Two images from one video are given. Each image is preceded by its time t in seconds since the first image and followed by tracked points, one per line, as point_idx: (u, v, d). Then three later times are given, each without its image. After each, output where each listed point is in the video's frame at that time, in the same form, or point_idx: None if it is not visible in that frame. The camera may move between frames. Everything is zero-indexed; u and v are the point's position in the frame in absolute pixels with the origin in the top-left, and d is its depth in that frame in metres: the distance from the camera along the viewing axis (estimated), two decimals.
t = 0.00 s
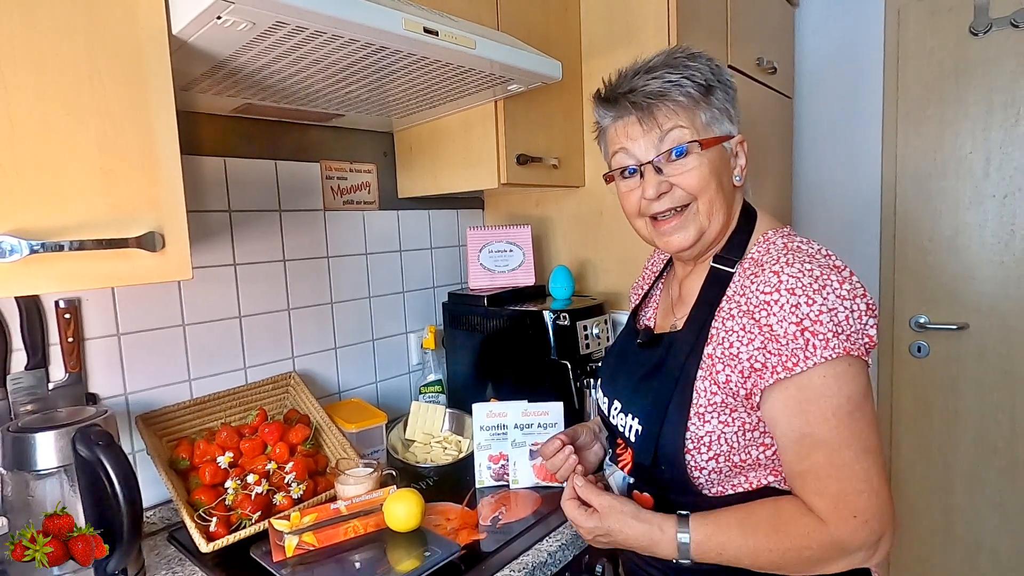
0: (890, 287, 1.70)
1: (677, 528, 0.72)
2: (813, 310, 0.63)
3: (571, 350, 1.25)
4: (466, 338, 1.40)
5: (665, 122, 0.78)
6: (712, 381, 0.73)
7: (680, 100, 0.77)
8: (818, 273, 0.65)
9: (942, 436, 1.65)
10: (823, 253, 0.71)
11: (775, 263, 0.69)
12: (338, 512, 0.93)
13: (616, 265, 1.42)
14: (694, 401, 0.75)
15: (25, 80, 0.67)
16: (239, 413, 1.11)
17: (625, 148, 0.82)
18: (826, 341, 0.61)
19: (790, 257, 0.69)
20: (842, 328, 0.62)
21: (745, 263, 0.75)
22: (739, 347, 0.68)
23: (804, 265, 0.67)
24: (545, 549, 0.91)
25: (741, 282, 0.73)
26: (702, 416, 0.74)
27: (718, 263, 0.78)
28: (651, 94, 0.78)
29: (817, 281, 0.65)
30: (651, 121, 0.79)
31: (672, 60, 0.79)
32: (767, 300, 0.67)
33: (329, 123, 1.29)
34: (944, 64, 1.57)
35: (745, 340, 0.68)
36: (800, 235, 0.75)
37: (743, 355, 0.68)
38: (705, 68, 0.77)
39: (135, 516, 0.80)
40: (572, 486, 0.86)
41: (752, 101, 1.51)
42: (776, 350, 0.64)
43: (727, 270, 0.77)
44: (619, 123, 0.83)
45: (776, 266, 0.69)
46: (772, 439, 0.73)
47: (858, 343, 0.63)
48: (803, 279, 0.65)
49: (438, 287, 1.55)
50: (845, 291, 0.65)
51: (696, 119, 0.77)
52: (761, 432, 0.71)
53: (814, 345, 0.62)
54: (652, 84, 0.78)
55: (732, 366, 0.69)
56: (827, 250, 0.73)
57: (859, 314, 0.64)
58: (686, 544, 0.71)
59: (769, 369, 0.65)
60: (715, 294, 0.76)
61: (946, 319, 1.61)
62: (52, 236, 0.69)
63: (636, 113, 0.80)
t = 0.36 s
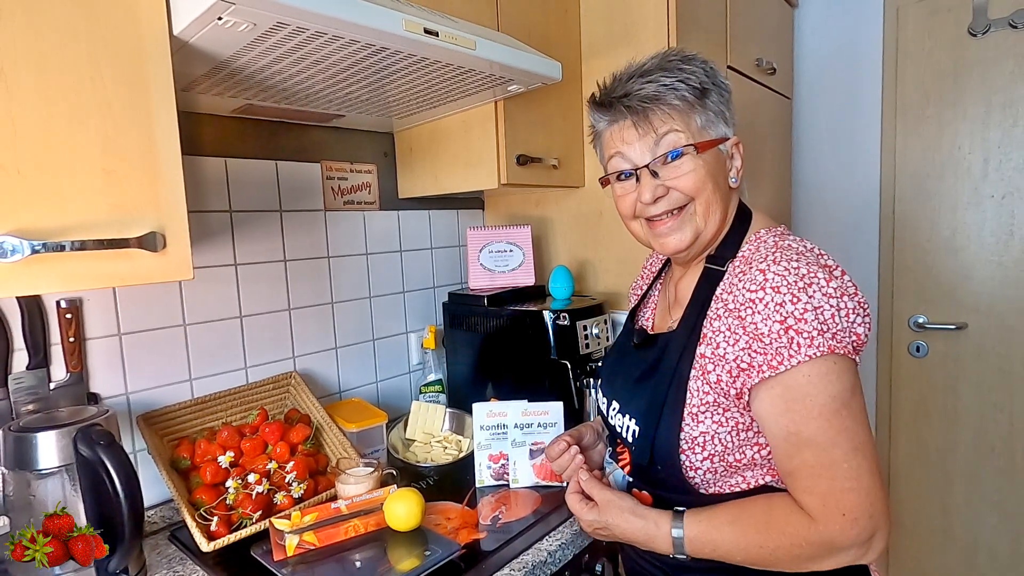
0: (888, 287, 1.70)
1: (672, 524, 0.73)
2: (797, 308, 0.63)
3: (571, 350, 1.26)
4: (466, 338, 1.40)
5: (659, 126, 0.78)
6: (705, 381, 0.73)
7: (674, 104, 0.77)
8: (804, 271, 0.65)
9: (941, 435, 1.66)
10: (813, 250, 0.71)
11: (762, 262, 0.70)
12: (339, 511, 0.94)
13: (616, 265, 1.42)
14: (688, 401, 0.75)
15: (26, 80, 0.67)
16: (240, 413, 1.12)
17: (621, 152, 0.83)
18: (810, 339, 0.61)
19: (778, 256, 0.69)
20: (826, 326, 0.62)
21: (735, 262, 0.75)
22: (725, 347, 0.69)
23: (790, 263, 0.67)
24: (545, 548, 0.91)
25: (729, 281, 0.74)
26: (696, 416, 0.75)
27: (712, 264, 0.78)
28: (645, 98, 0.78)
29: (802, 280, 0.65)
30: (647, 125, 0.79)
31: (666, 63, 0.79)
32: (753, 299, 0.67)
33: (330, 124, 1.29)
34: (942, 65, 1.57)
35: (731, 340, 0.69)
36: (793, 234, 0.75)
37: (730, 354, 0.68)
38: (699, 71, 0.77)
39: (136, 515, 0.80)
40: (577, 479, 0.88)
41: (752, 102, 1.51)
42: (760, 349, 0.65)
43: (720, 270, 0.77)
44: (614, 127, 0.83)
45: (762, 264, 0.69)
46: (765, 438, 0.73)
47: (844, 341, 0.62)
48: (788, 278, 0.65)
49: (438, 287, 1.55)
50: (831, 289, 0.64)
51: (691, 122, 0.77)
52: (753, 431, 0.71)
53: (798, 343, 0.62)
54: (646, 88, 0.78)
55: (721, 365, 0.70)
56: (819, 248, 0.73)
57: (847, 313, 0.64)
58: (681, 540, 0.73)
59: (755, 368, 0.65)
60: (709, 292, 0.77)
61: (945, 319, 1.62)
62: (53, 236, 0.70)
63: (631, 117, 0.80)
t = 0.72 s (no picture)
0: (887, 287, 1.70)
1: (672, 521, 0.74)
2: (801, 308, 0.63)
3: (571, 350, 1.26)
4: (467, 338, 1.40)
5: (659, 128, 0.78)
6: (706, 380, 0.73)
7: (673, 106, 0.77)
8: (807, 272, 0.66)
9: (940, 434, 1.66)
10: (814, 251, 0.71)
11: (765, 263, 0.70)
12: (339, 510, 0.94)
13: (615, 265, 1.43)
14: (689, 400, 0.76)
15: (27, 80, 0.67)
16: (241, 413, 1.12)
17: (621, 154, 0.83)
18: (813, 339, 0.62)
19: (780, 256, 0.69)
20: (830, 326, 0.62)
21: (737, 263, 0.76)
22: (729, 347, 0.69)
23: (793, 264, 0.67)
24: (545, 547, 0.91)
25: (732, 281, 0.74)
26: (697, 416, 0.75)
27: (712, 263, 0.79)
28: (645, 100, 0.78)
29: (805, 280, 0.65)
30: (646, 127, 0.79)
31: (666, 64, 0.79)
32: (756, 300, 0.67)
33: (330, 124, 1.30)
34: (940, 66, 1.58)
35: (734, 340, 0.69)
36: (794, 234, 0.75)
37: (733, 354, 0.69)
38: (699, 72, 0.77)
39: (137, 514, 0.80)
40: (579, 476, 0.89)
41: (751, 102, 1.52)
42: (764, 349, 0.65)
43: (720, 270, 0.78)
44: (615, 129, 0.83)
45: (766, 265, 0.69)
46: (766, 437, 0.73)
47: (847, 340, 0.62)
48: (791, 278, 0.65)
49: (439, 287, 1.55)
50: (834, 289, 0.64)
51: (690, 123, 0.78)
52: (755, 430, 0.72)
53: (802, 344, 0.62)
54: (646, 89, 0.78)
55: (723, 365, 0.70)
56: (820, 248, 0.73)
57: (851, 313, 0.64)
58: (681, 538, 0.73)
59: (759, 368, 0.65)
60: (709, 292, 0.77)
61: (943, 318, 1.62)
62: (54, 236, 0.70)
63: (631, 119, 0.80)
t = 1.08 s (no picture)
0: (886, 287, 1.71)
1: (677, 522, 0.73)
2: (805, 304, 0.64)
3: (571, 349, 1.26)
4: (466, 337, 1.41)
5: (663, 124, 0.79)
6: (707, 376, 0.74)
7: (679, 103, 0.78)
8: (810, 268, 0.66)
9: (939, 434, 1.66)
10: (815, 248, 0.72)
11: (768, 259, 0.70)
12: (339, 510, 0.94)
13: (615, 265, 1.43)
14: (689, 396, 0.76)
15: (28, 81, 0.67)
16: (241, 412, 1.12)
17: (624, 149, 0.83)
18: (818, 334, 0.62)
19: (783, 253, 0.70)
20: (834, 322, 0.62)
21: (739, 260, 0.76)
22: (732, 342, 0.69)
23: (796, 260, 0.67)
24: (545, 547, 0.91)
25: (735, 278, 0.74)
26: (697, 411, 0.75)
27: (713, 261, 0.79)
28: (651, 95, 0.79)
29: (808, 277, 0.65)
30: (650, 123, 0.80)
31: (676, 61, 0.79)
32: (760, 295, 0.67)
33: (331, 125, 1.30)
34: (939, 66, 1.58)
35: (738, 335, 0.69)
36: (795, 232, 0.76)
37: (737, 349, 0.68)
38: (708, 71, 0.77)
39: (138, 514, 0.80)
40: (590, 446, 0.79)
41: (750, 103, 1.52)
42: (768, 344, 0.65)
43: (721, 267, 0.78)
44: (620, 124, 0.84)
45: (768, 261, 0.69)
46: (765, 433, 0.73)
47: (850, 336, 0.63)
48: (795, 274, 0.66)
49: (439, 287, 1.56)
50: (837, 285, 0.65)
51: (694, 122, 0.78)
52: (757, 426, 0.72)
53: (807, 339, 0.62)
54: (654, 84, 0.79)
55: (726, 361, 0.70)
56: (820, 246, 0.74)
57: (851, 309, 0.65)
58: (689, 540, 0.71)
59: (763, 364, 0.65)
60: (709, 291, 0.77)
61: (942, 318, 1.62)
62: (55, 236, 0.70)
63: (637, 113, 0.81)
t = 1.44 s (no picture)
0: (885, 288, 1.71)
1: (687, 522, 0.71)
2: (809, 302, 0.64)
3: (570, 349, 1.26)
4: (466, 337, 1.41)
5: (638, 128, 0.80)
6: (708, 374, 0.74)
7: (655, 105, 0.78)
8: (813, 266, 0.66)
9: (938, 434, 1.67)
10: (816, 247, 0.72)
11: (769, 258, 0.71)
12: (340, 510, 0.94)
13: (615, 265, 1.43)
14: (689, 394, 0.76)
15: (29, 81, 0.68)
16: (242, 412, 1.12)
17: (607, 152, 0.86)
18: (822, 331, 0.62)
19: (785, 251, 0.70)
20: (837, 319, 0.63)
21: (740, 258, 0.76)
22: (737, 339, 0.69)
23: (798, 258, 0.68)
24: (545, 547, 0.92)
25: (736, 276, 0.74)
26: (696, 408, 0.76)
27: (712, 259, 0.79)
28: (630, 98, 0.80)
29: (812, 274, 0.66)
30: (628, 126, 0.81)
31: (657, 65, 0.79)
32: (763, 293, 0.68)
33: (331, 125, 1.30)
34: (938, 67, 1.58)
35: (742, 333, 0.69)
36: (795, 231, 0.76)
37: (742, 347, 0.69)
38: (684, 74, 0.77)
39: (139, 515, 0.80)
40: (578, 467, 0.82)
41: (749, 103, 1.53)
42: (773, 342, 0.65)
43: (721, 265, 0.78)
44: (604, 126, 0.86)
45: (770, 260, 0.70)
46: (765, 431, 0.73)
47: (853, 333, 0.64)
48: (798, 272, 0.66)
49: (439, 287, 1.56)
50: (839, 282, 0.66)
51: (670, 124, 0.78)
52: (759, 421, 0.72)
53: (812, 335, 0.63)
54: (632, 88, 0.79)
55: (729, 359, 0.70)
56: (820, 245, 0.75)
57: (855, 305, 0.65)
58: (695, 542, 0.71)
59: (768, 361, 0.65)
60: (709, 290, 0.77)
61: (941, 318, 1.63)
62: (56, 236, 0.70)
63: (617, 116, 0.82)
